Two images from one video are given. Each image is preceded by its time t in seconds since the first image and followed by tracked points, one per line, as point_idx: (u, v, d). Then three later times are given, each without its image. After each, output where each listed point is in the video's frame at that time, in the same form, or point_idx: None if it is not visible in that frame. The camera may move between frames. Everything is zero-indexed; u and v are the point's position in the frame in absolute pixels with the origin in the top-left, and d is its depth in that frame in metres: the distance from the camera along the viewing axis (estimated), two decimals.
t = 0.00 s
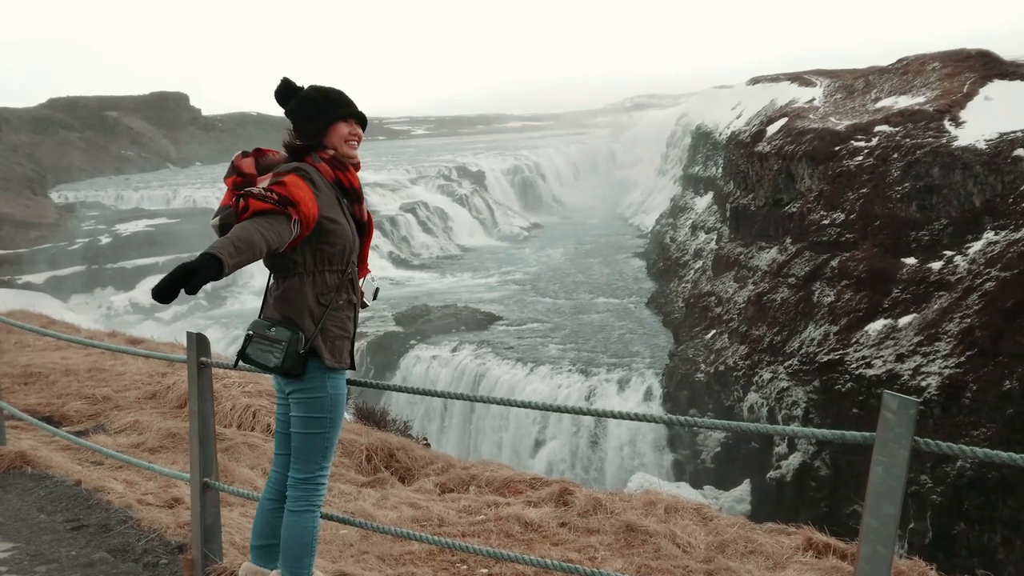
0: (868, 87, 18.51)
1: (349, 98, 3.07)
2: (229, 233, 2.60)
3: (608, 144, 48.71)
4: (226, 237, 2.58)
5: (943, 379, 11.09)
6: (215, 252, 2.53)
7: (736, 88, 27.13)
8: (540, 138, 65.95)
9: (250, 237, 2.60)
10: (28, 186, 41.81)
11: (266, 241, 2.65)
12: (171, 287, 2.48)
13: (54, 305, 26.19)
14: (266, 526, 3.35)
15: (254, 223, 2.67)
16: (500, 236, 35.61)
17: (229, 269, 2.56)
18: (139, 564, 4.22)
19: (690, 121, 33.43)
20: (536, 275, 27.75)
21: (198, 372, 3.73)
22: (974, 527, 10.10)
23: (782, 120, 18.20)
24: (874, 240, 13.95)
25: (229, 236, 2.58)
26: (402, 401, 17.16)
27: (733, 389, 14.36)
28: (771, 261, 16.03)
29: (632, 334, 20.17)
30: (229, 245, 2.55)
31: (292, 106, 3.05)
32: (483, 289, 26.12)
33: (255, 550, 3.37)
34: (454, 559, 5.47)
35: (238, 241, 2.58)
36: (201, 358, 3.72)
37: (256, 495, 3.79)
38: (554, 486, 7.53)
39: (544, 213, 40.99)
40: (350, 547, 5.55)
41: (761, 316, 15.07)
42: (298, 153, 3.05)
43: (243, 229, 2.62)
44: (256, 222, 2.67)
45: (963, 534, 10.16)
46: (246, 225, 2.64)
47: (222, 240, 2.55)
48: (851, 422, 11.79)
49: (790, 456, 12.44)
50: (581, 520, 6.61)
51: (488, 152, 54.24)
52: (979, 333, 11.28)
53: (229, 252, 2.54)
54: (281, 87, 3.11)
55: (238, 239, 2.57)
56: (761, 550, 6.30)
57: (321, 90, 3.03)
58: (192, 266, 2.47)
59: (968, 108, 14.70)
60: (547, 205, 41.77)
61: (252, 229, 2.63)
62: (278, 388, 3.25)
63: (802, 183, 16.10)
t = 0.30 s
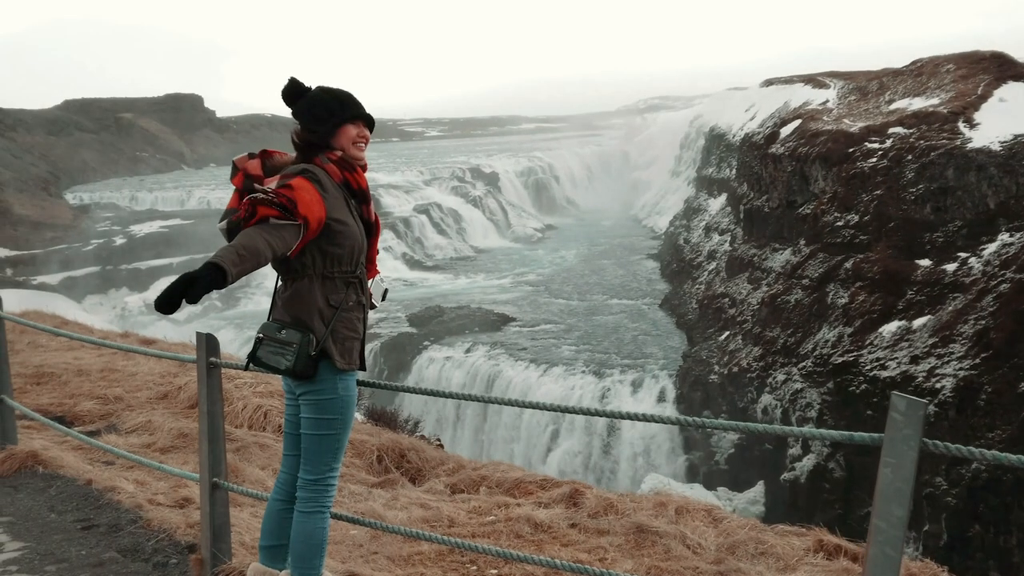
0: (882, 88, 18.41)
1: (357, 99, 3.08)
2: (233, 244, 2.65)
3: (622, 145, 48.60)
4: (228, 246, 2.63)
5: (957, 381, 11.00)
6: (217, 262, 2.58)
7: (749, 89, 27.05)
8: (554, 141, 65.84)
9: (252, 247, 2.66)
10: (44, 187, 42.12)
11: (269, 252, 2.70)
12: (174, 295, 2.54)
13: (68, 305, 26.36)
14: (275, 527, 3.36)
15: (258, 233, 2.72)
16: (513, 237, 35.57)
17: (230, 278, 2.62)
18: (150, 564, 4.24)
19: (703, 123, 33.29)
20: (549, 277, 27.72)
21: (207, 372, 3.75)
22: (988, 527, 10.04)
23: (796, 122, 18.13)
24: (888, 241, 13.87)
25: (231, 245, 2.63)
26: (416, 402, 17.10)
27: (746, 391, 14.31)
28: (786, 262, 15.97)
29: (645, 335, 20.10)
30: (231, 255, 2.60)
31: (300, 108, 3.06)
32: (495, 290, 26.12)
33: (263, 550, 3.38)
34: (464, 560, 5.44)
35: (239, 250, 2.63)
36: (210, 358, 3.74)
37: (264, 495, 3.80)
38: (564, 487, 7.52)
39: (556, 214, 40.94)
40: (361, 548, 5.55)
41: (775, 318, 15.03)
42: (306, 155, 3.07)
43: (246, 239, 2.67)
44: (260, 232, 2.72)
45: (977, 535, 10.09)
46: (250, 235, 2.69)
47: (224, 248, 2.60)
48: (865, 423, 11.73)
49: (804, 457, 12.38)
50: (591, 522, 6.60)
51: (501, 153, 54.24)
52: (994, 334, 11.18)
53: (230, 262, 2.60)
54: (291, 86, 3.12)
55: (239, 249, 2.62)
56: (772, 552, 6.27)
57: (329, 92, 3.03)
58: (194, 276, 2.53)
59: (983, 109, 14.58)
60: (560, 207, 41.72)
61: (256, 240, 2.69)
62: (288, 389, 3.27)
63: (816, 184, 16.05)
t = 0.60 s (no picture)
0: (895, 88, 18.33)
1: (365, 101, 3.10)
2: (243, 248, 2.67)
3: (633, 144, 48.53)
4: (240, 251, 2.66)
5: (971, 383, 10.92)
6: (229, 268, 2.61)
7: (762, 89, 26.95)
8: (565, 141, 65.76)
9: (263, 252, 2.68)
10: (56, 187, 42.34)
11: (279, 255, 2.72)
12: (187, 304, 2.58)
13: (81, 305, 26.50)
14: (284, 527, 3.37)
15: (268, 237, 2.73)
16: (524, 238, 35.57)
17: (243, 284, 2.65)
18: (160, 564, 4.27)
19: (715, 123, 33.21)
20: (560, 278, 27.71)
21: (217, 372, 3.77)
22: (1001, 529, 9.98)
23: (808, 122, 18.07)
24: (901, 242, 13.81)
25: (242, 251, 2.66)
26: (427, 405, 17.15)
27: (758, 392, 14.28)
28: (798, 263, 15.93)
29: (656, 337, 20.05)
30: (242, 261, 2.63)
31: (307, 110, 3.08)
32: (506, 291, 26.13)
33: (273, 550, 3.40)
34: (472, 560, 5.43)
35: (251, 255, 2.66)
36: (220, 359, 3.76)
37: (273, 496, 3.81)
38: (573, 488, 7.52)
39: (567, 215, 40.92)
40: (371, 548, 5.57)
41: (787, 320, 14.98)
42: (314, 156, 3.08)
43: (257, 244, 2.69)
44: (270, 234, 2.74)
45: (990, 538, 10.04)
46: (260, 239, 2.71)
47: (235, 255, 2.63)
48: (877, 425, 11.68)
49: (815, 459, 12.33)
50: (600, 523, 6.59)
51: (512, 154, 54.25)
52: (1008, 336, 11.10)
53: (243, 269, 2.63)
54: (298, 86, 3.14)
55: (252, 255, 2.65)
56: (782, 553, 6.25)
57: (336, 93, 3.05)
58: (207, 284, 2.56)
59: (998, 108, 14.48)
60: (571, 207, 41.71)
61: (267, 243, 2.70)
62: (298, 390, 3.28)
63: (829, 184, 15.99)
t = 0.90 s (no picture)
0: (915, 84, 18.16)
1: (382, 98, 3.10)
2: (266, 254, 2.69)
3: (651, 141, 48.36)
4: (265, 256, 2.67)
5: (990, 380, 10.78)
6: (254, 273, 2.63)
7: (780, 85, 26.78)
8: (583, 138, 65.60)
9: (288, 257, 2.69)
10: (77, 184, 42.69)
11: (301, 260, 2.73)
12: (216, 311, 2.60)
13: (100, 302, 26.72)
14: (301, 523, 3.37)
15: (291, 240, 2.75)
16: (541, 235, 35.53)
17: (269, 289, 2.67)
18: (177, 559, 4.30)
19: (733, 120, 32.99)
20: (577, 275, 27.66)
21: (233, 368, 3.79)
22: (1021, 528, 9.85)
23: (827, 118, 17.94)
24: (921, 239, 13.69)
25: (267, 256, 2.67)
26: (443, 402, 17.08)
27: (776, 390, 14.22)
28: (817, 260, 15.82)
29: (674, 334, 19.97)
30: (268, 266, 2.65)
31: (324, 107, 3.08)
32: (523, 288, 26.11)
33: (290, 546, 3.40)
34: (488, 557, 5.43)
35: (276, 261, 2.67)
36: (237, 355, 3.78)
37: (288, 491, 3.82)
38: (589, 485, 7.51)
39: (584, 212, 40.84)
40: (387, 544, 5.58)
41: (805, 317, 14.89)
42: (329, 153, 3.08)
43: (281, 248, 2.70)
44: (291, 238, 2.75)
45: (1010, 536, 9.91)
46: (283, 244, 2.72)
47: (260, 260, 2.65)
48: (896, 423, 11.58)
49: (834, 457, 12.24)
50: (615, 520, 6.57)
51: (530, 151, 54.24)
52: None
53: (269, 274, 2.64)
54: (314, 82, 3.14)
55: (277, 261, 2.67)
56: (798, 551, 6.21)
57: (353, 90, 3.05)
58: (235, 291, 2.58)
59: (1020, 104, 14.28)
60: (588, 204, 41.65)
61: (288, 248, 2.71)
62: (316, 387, 3.28)
63: (848, 181, 15.86)
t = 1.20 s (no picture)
0: (931, 78, 18.02)
1: (392, 90, 3.09)
2: (289, 254, 2.68)
3: (665, 135, 48.21)
4: (289, 256, 2.67)
5: (1005, 375, 10.69)
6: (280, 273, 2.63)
7: (795, 79, 26.60)
8: (596, 132, 65.42)
9: (311, 255, 2.70)
10: (92, 178, 42.96)
11: (323, 258, 2.73)
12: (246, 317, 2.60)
13: (115, 295, 26.88)
14: (313, 516, 3.36)
15: (311, 238, 2.74)
16: (555, 229, 35.49)
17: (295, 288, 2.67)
18: (189, 550, 4.32)
19: (748, 114, 32.80)
20: (591, 269, 27.61)
21: (245, 362, 3.80)
22: None
23: (842, 112, 17.81)
24: (936, 233, 13.58)
25: (292, 255, 2.67)
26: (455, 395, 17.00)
27: (790, 384, 14.16)
28: (831, 255, 15.72)
29: (688, 328, 19.90)
30: (294, 266, 2.65)
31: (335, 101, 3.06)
32: (537, 283, 26.09)
33: (302, 538, 3.38)
34: (499, 549, 5.42)
35: (301, 259, 2.67)
36: (249, 348, 3.78)
37: (299, 484, 3.82)
38: (600, 479, 7.50)
39: (598, 206, 40.75)
40: (399, 537, 5.59)
41: (820, 311, 14.81)
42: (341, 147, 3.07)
43: (303, 246, 2.70)
44: (312, 235, 2.74)
45: None
46: (304, 243, 2.72)
47: (285, 260, 2.64)
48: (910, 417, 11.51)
49: (848, 451, 12.18)
50: (627, 513, 6.56)
51: (544, 145, 54.17)
52: None
53: (295, 273, 2.64)
54: (326, 76, 3.14)
55: (302, 260, 2.67)
56: (809, 545, 6.18)
57: (363, 82, 3.03)
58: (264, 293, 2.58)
59: None
60: (602, 198, 41.56)
61: (310, 246, 2.71)
62: (329, 380, 3.28)
63: (863, 175, 15.74)
